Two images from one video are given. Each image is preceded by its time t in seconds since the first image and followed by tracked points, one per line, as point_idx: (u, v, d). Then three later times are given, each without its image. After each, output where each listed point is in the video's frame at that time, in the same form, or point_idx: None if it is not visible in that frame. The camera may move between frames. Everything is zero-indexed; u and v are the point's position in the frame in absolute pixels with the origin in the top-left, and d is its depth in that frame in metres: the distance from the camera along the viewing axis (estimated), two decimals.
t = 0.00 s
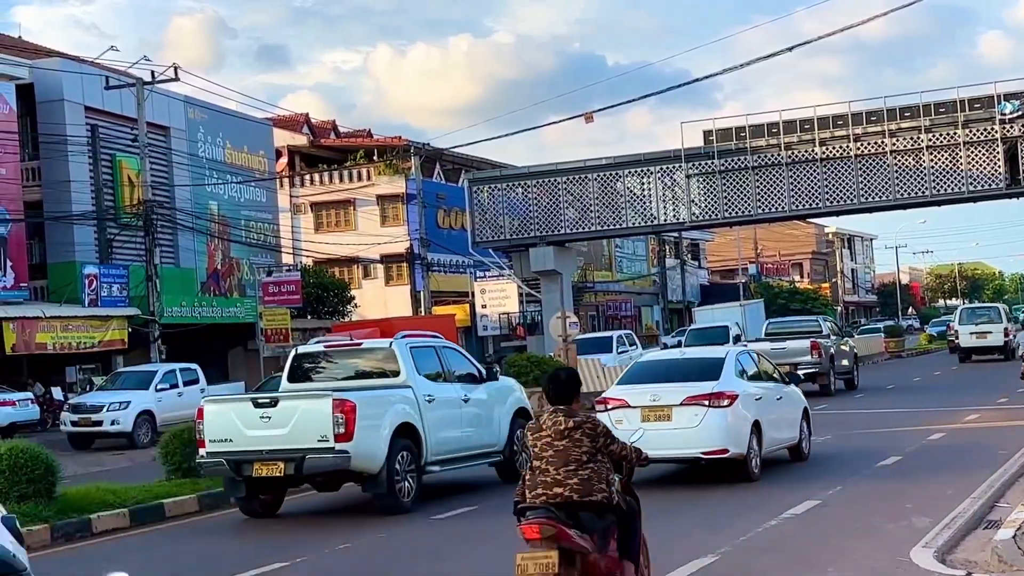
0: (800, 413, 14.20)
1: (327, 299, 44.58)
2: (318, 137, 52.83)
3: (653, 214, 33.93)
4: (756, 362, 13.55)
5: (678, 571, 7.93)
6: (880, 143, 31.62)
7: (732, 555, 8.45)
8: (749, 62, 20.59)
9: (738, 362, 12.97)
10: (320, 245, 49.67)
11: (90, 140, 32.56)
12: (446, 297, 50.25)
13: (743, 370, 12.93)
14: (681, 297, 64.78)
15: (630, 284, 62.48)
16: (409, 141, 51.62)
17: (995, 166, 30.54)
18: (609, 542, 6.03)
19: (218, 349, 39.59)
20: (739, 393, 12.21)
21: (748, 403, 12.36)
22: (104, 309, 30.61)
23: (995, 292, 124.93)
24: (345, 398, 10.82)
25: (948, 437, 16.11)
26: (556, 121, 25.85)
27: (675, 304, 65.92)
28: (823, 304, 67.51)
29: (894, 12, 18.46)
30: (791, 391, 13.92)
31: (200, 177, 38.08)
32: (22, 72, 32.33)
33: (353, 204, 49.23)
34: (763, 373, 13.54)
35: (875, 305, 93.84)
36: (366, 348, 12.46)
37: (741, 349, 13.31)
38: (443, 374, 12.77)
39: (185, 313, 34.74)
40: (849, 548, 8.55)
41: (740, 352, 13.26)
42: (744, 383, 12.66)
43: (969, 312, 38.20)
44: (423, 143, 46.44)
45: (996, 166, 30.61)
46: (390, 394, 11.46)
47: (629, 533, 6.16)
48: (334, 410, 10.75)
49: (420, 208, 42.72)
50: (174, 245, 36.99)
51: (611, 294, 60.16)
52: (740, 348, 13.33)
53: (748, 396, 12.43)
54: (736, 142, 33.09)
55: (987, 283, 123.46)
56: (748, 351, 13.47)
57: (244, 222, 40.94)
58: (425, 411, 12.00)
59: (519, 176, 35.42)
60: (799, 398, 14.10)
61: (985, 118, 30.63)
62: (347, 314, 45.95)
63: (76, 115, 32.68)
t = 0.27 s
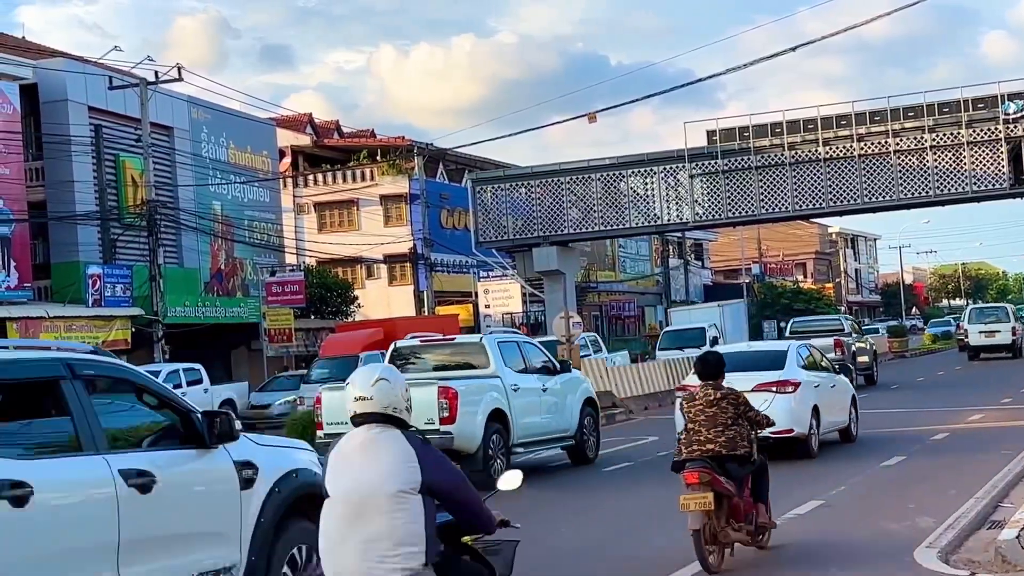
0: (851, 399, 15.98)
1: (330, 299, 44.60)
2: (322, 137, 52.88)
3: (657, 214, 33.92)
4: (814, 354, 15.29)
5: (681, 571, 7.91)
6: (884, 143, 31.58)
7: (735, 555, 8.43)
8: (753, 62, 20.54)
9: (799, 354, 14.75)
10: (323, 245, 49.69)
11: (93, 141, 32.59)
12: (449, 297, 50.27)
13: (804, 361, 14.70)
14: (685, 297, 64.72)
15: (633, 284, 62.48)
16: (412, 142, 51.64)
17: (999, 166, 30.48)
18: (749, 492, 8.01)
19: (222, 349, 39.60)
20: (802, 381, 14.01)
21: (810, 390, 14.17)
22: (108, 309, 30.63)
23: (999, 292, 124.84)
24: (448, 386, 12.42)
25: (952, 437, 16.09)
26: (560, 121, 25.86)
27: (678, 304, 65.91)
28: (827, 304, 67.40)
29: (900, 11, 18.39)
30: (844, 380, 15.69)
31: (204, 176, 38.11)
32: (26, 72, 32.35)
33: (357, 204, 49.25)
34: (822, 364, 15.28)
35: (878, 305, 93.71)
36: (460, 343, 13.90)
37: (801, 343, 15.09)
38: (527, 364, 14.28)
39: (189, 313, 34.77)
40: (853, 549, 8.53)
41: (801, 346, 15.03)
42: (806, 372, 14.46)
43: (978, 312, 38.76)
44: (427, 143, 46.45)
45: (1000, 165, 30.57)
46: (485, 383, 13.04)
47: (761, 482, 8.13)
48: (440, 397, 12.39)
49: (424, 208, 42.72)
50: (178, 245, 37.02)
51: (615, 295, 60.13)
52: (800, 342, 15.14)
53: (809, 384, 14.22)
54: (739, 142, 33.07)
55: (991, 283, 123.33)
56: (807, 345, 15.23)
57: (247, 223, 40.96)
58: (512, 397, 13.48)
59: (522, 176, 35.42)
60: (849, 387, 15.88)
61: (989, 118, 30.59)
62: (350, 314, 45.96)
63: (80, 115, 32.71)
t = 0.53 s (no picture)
0: (891, 388, 17.84)
1: (332, 300, 44.61)
2: (324, 137, 52.90)
3: (660, 215, 33.91)
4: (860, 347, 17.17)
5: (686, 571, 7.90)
6: (886, 143, 31.55)
7: (738, 555, 8.42)
8: (757, 61, 20.42)
9: (847, 347, 16.60)
10: (326, 245, 49.70)
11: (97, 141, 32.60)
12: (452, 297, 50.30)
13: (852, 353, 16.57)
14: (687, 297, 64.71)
15: (636, 284, 62.49)
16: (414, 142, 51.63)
17: (1003, 165, 30.43)
18: (841, 457, 9.92)
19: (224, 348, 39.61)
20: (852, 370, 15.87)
21: (859, 377, 16.05)
22: (111, 309, 30.66)
23: (1002, 292, 124.76)
24: (528, 377, 14.07)
25: (955, 437, 16.08)
26: (562, 121, 25.86)
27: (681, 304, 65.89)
28: (830, 304, 67.32)
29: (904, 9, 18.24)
30: (885, 371, 17.56)
31: (207, 177, 38.12)
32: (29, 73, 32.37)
33: (359, 204, 49.25)
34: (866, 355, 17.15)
35: (881, 305, 93.62)
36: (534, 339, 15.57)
37: (847, 338, 16.98)
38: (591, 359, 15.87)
39: (192, 314, 34.80)
40: (856, 548, 8.53)
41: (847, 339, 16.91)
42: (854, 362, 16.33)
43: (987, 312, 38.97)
44: (429, 143, 46.45)
45: (1003, 165, 30.52)
46: (561, 373, 14.59)
47: (849, 453, 10.03)
48: (520, 388, 14.04)
49: (426, 208, 42.72)
50: (181, 246, 37.04)
51: (617, 295, 60.13)
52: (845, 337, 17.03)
53: (858, 373, 16.09)
54: (742, 142, 33.06)
55: (994, 283, 123.24)
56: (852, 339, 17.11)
57: (250, 223, 40.97)
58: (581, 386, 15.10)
59: (525, 176, 35.40)
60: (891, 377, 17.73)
61: (992, 118, 30.55)
62: (353, 315, 45.96)
63: (83, 116, 32.74)
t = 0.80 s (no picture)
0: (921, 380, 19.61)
1: (335, 300, 44.61)
2: (327, 138, 52.93)
3: (662, 215, 33.90)
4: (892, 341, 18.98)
5: (689, 571, 7.89)
6: (889, 142, 31.53)
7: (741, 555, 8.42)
8: (759, 62, 20.13)
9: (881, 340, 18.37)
10: (328, 245, 49.70)
11: (98, 141, 32.62)
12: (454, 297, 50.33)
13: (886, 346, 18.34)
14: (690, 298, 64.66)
15: (638, 284, 62.48)
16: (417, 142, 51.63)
17: (1005, 165, 30.39)
18: (903, 435, 11.53)
19: (226, 349, 39.61)
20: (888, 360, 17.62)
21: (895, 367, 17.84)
22: (113, 309, 30.69)
23: (1004, 292, 124.72)
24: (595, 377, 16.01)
25: (958, 437, 16.05)
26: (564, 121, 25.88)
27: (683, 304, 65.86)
28: (833, 304, 67.23)
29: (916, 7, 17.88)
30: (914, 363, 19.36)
31: (209, 177, 38.14)
32: (31, 73, 32.41)
33: (362, 205, 49.26)
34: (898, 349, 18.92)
35: (884, 305, 93.50)
36: (591, 335, 17.39)
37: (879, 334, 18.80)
38: (646, 352, 17.84)
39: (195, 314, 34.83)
40: (859, 548, 8.52)
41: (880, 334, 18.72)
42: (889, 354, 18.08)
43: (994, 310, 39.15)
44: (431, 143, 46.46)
45: (1006, 165, 30.49)
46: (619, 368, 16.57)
47: (909, 430, 11.62)
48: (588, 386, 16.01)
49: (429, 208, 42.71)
50: (183, 246, 37.06)
51: (620, 295, 60.09)
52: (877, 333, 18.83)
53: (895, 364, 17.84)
54: (744, 142, 33.05)
55: (997, 283, 123.19)
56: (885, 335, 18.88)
57: (252, 223, 40.98)
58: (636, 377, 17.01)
59: (527, 176, 35.39)
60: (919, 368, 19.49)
61: (994, 117, 30.51)
62: (356, 315, 45.96)
63: (85, 116, 32.77)
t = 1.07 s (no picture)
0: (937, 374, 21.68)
1: (337, 300, 44.59)
2: (328, 138, 52.95)
3: (663, 215, 33.90)
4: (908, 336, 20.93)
5: (691, 572, 7.88)
6: (890, 142, 31.52)
7: (743, 555, 8.42)
8: (759, 62, 20.82)
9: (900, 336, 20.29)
10: (329, 246, 49.70)
11: (100, 142, 32.65)
12: (457, 297, 50.41)
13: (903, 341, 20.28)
14: (692, 297, 64.64)
15: (640, 284, 62.47)
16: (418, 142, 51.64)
17: (1007, 165, 30.35)
18: (950, 416, 13.50)
19: (227, 350, 39.60)
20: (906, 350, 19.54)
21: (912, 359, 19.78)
22: (115, 310, 30.69)
23: (1006, 291, 124.71)
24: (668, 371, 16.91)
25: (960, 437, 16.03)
26: (566, 121, 25.89)
27: (685, 304, 65.88)
28: (835, 304, 67.17)
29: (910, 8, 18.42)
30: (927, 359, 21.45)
31: (211, 177, 38.14)
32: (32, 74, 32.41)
33: (363, 205, 49.26)
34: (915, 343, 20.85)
35: (886, 304, 93.42)
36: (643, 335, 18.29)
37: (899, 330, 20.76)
38: (685, 347, 18.78)
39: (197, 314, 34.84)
40: (860, 549, 8.51)
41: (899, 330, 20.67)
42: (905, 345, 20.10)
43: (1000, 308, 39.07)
44: (433, 144, 46.47)
45: (1007, 165, 30.47)
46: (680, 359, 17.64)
47: (953, 413, 13.59)
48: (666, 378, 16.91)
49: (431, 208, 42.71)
50: (185, 247, 37.07)
51: (621, 295, 60.08)
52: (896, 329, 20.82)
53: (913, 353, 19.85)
54: (746, 142, 33.04)
55: (998, 282, 123.18)
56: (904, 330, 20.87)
57: (254, 224, 40.98)
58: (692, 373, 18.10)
59: (529, 176, 35.38)
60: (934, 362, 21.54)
61: (996, 117, 30.48)
62: (357, 315, 45.96)
63: (87, 117, 32.78)
